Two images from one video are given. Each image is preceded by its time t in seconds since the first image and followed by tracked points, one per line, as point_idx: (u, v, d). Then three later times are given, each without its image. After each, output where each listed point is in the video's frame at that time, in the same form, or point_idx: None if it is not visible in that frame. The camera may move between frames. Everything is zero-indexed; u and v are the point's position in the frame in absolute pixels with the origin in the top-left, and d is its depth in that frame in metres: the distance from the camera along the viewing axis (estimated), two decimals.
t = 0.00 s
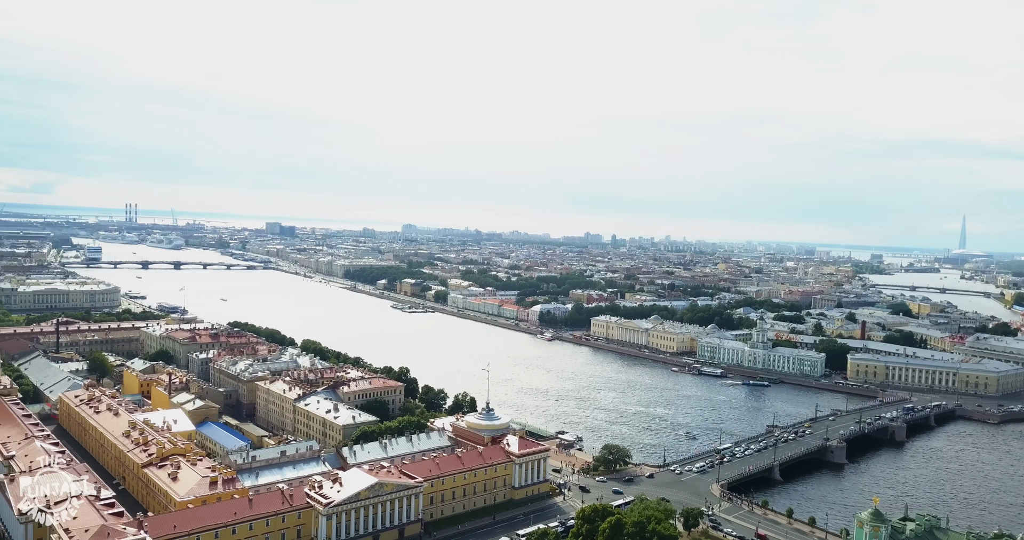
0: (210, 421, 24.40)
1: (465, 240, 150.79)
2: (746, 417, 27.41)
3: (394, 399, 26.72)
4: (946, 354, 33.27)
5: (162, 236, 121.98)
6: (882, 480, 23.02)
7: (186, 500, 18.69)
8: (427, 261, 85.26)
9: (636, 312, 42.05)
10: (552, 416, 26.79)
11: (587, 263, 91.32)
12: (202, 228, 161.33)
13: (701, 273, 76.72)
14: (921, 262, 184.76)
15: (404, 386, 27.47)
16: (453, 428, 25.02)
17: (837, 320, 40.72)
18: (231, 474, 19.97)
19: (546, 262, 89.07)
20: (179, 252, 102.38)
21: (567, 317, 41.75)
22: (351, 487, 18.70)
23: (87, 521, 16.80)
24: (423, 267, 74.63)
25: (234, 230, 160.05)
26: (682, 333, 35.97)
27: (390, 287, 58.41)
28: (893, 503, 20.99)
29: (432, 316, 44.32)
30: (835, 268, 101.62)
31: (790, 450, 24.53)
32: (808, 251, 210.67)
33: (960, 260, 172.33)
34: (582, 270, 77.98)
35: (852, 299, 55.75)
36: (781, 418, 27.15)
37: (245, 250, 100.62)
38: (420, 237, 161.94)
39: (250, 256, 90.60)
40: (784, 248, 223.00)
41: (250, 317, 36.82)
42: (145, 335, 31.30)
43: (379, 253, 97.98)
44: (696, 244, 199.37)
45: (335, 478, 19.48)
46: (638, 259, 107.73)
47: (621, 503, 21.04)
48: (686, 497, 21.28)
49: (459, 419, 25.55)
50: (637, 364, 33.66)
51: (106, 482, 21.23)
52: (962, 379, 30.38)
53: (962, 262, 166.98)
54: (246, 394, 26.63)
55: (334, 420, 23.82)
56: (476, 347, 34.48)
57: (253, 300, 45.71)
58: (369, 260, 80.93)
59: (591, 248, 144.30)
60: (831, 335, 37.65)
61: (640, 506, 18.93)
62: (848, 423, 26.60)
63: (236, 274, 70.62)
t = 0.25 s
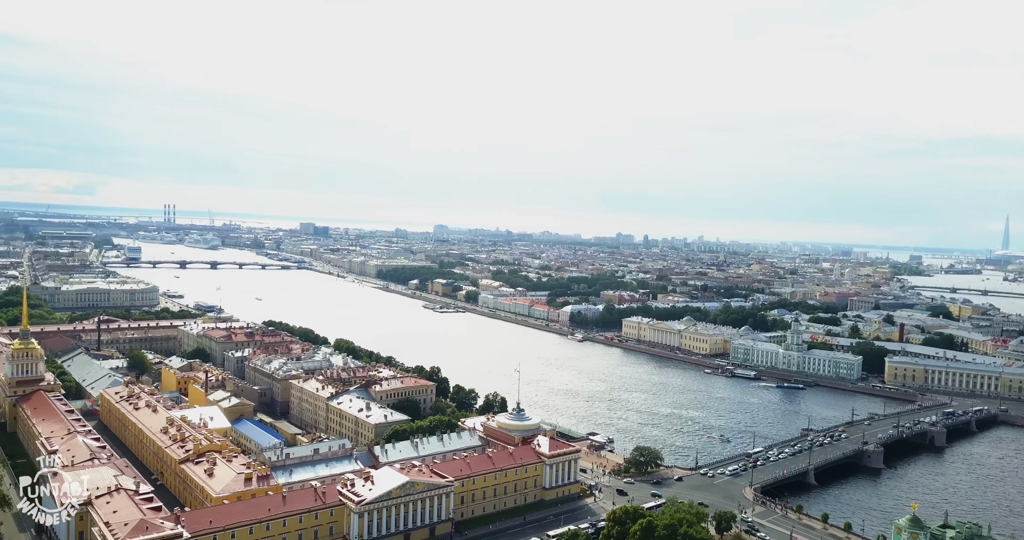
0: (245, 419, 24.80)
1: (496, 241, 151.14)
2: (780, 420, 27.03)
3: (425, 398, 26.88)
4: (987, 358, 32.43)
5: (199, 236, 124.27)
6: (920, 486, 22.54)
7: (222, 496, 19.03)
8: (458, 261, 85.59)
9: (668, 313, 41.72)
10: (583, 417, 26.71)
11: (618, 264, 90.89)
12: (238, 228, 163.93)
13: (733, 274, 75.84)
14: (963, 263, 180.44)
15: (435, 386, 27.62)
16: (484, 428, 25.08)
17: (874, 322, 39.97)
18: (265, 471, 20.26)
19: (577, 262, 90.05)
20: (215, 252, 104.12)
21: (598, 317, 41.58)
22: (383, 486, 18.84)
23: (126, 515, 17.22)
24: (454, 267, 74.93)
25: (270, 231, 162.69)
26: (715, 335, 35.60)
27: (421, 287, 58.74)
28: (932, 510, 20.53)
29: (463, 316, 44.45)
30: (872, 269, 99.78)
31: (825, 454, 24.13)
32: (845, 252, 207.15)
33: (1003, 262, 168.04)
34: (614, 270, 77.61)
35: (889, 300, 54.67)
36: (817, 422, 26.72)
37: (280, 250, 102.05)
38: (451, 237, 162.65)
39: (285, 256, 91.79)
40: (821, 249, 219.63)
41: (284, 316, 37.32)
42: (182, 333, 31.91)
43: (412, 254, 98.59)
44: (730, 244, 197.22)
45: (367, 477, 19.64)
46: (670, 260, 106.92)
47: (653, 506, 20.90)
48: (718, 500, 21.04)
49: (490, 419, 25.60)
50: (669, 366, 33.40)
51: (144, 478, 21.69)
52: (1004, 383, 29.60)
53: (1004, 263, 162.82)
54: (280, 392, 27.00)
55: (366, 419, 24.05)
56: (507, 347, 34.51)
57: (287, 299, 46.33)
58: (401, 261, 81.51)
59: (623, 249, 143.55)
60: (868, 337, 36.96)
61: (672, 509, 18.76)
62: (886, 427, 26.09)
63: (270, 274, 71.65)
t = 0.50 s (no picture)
0: (280, 417, 25.15)
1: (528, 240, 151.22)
2: (816, 423, 26.60)
3: (456, 398, 27.00)
4: None
5: (235, 236, 126.28)
6: (961, 493, 22.01)
7: (257, 492, 19.33)
8: (490, 261, 85.75)
9: (701, 314, 41.33)
10: (614, 419, 26.59)
11: (650, 264, 90.29)
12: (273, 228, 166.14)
13: (768, 275, 74.80)
14: (1008, 264, 175.81)
15: (466, 385, 27.71)
16: (514, 428, 25.10)
17: (913, 324, 39.11)
18: (299, 469, 20.52)
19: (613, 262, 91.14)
20: (251, 252, 105.73)
21: (630, 318, 41.35)
22: (414, 485, 18.95)
23: (164, 509, 17.59)
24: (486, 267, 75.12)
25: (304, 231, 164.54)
26: (749, 336, 35.16)
27: (452, 287, 58.98)
28: (973, 517, 20.03)
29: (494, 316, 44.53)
30: (911, 270, 97.71)
31: (862, 458, 23.69)
32: (885, 253, 203.19)
33: None
34: (646, 271, 77.10)
35: (929, 302, 53.47)
36: (853, 426, 26.24)
37: (314, 250, 103.25)
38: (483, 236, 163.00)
39: (319, 257, 92.83)
40: (860, 250, 215.78)
41: (317, 315, 37.76)
42: (219, 332, 32.48)
43: (444, 254, 99.00)
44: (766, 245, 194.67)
45: (398, 475, 19.77)
46: (703, 260, 105.89)
47: (685, 509, 20.71)
48: (752, 504, 20.76)
49: (521, 419, 25.62)
50: (702, 368, 33.08)
51: (182, 473, 22.12)
52: None
53: None
54: (313, 390, 27.33)
55: (398, 418, 24.23)
56: (538, 347, 34.49)
57: (320, 298, 46.86)
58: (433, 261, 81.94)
59: (656, 250, 142.54)
60: (907, 340, 36.19)
61: (704, 512, 18.54)
62: (926, 432, 25.53)
63: (304, 274, 72.52)
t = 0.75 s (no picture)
0: (313, 415, 25.44)
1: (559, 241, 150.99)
2: (852, 427, 26.13)
3: (487, 398, 27.05)
4: None
5: (269, 236, 127.98)
6: (1003, 500, 21.46)
7: (290, 489, 19.58)
8: (521, 262, 85.71)
9: (734, 316, 40.85)
10: (645, 420, 26.41)
11: (682, 265, 89.52)
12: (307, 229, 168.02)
13: (803, 276, 73.62)
14: None
15: (497, 385, 27.77)
16: (545, 428, 25.07)
17: (954, 327, 38.18)
18: (332, 466, 20.75)
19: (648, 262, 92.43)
20: (285, 252, 107.09)
21: (662, 319, 41.02)
22: (444, 484, 19.01)
23: (200, 504, 17.92)
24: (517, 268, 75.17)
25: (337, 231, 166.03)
26: (784, 338, 34.65)
27: (483, 287, 59.09)
28: (1016, 525, 19.50)
29: (525, 316, 44.53)
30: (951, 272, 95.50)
31: (900, 463, 23.21)
32: (926, 254, 198.86)
33: None
34: (678, 271, 76.46)
35: (970, 304, 52.18)
36: (891, 430, 25.73)
37: (347, 250, 104.21)
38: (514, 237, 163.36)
39: (352, 257, 93.67)
40: (900, 251, 211.51)
41: (350, 315, 38.14)
42: (254, 331, 32.99)
43: (476, 254, 99.26)
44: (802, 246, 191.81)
45: (429, 474, 19.86)
46: (737, 261, 104.67)
47: (717, 512, 20.48)
48: (786, 508, 20.45)
49: (551, 420, 25.58)
50: (735, 370, 32.69)
51: (218, 470, 22.49)
52: None
53: None
54: (346, 389, 27.61)
55: (429, 417, 24.36)
56: (569, 348, 34.41)
57: (353, 298, 47.28)
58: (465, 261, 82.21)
59: (690, 250, 141.26)
60: (947, 343, 35.35)
61: (737, 516, 18.34)
62: (967, 437, 24.94)
63: (337, 274, 73.27)
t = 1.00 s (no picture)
0: (345, 413, 25.71)
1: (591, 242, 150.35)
2: (890, 431, 25.63)
3: (518, 398, 27.09)
4: None
5: (304, 237, 129.46)
6: None
7: (323, 487, 19.82)
8: (553, 262, 85.58)
9: (769, 317, 40.33)
10: (677, 422, 26.20)
11: (716, 266, 88.55)
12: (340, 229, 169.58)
13: (839, 277, 72.29)
14: None
15: (528, 385, 27.78)
16: (576, 429, 25.00)
17: (996, 330, 37.24)
18: (364, 464, 20.94)
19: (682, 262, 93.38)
20: (319, 252, 108.24)
21: (695, 320, 40.65)
22: (475, 483, 19.08)
23: (236, 500, 18.22)
24: (548, 268, 75.04)
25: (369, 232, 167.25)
26: (819, 340, 34.11)
27: (514, 288, 59.13)
28: None
29: (556, 317, 44.44)
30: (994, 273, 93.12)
31: (940, 468, 22.69)
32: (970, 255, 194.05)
33: None
34: (711, 272, 75.63)
35: (1014, 307, 50.80)
36: (930, 435, 25.19)
37: (380, 250, 104.99)
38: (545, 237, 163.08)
39: (385, 257, 94.35)
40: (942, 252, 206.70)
41: (382, 314, 38.46)
42: (288, 329, 33.45)
43: (507, 254, 99.32)
44: (840, 246, 188.54)
45: (460, 473, 19.94)
46: (772, 262, 103.28)
47: (751, 515, 20.23)
48: (821, 513, 20.12)
49: (582, 420, 25.51)
50: (769, 372, 32.27)
51: (253, 466, 22.85)
52: None
53: None
54: (378, 388, 27.85)
55: (460, 417, 24.47)
56: (601, 349, 34.28)
57: (385, 298, 47.63)
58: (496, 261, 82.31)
59: (724, 251, 139.70)
60: (989, 346, 34.48)
61: (771, 520, 18.09)
62: (1010, 443, 24.30)
63: (370, 273, 73.88)
